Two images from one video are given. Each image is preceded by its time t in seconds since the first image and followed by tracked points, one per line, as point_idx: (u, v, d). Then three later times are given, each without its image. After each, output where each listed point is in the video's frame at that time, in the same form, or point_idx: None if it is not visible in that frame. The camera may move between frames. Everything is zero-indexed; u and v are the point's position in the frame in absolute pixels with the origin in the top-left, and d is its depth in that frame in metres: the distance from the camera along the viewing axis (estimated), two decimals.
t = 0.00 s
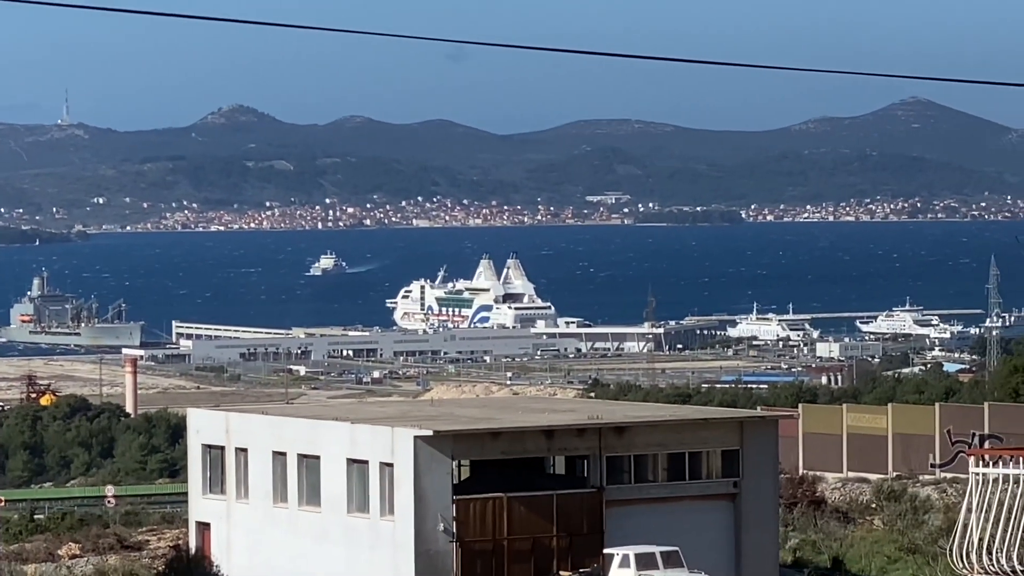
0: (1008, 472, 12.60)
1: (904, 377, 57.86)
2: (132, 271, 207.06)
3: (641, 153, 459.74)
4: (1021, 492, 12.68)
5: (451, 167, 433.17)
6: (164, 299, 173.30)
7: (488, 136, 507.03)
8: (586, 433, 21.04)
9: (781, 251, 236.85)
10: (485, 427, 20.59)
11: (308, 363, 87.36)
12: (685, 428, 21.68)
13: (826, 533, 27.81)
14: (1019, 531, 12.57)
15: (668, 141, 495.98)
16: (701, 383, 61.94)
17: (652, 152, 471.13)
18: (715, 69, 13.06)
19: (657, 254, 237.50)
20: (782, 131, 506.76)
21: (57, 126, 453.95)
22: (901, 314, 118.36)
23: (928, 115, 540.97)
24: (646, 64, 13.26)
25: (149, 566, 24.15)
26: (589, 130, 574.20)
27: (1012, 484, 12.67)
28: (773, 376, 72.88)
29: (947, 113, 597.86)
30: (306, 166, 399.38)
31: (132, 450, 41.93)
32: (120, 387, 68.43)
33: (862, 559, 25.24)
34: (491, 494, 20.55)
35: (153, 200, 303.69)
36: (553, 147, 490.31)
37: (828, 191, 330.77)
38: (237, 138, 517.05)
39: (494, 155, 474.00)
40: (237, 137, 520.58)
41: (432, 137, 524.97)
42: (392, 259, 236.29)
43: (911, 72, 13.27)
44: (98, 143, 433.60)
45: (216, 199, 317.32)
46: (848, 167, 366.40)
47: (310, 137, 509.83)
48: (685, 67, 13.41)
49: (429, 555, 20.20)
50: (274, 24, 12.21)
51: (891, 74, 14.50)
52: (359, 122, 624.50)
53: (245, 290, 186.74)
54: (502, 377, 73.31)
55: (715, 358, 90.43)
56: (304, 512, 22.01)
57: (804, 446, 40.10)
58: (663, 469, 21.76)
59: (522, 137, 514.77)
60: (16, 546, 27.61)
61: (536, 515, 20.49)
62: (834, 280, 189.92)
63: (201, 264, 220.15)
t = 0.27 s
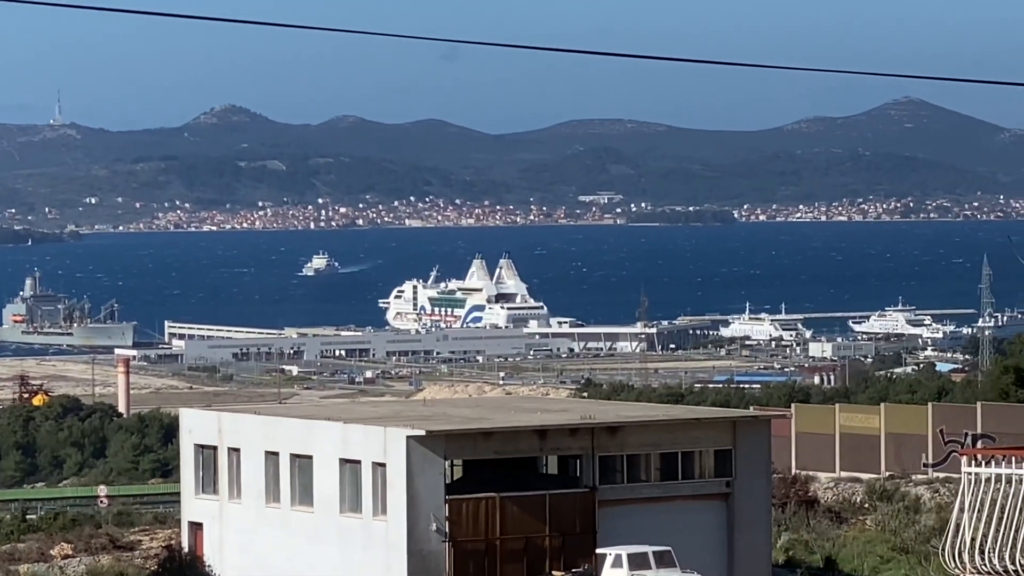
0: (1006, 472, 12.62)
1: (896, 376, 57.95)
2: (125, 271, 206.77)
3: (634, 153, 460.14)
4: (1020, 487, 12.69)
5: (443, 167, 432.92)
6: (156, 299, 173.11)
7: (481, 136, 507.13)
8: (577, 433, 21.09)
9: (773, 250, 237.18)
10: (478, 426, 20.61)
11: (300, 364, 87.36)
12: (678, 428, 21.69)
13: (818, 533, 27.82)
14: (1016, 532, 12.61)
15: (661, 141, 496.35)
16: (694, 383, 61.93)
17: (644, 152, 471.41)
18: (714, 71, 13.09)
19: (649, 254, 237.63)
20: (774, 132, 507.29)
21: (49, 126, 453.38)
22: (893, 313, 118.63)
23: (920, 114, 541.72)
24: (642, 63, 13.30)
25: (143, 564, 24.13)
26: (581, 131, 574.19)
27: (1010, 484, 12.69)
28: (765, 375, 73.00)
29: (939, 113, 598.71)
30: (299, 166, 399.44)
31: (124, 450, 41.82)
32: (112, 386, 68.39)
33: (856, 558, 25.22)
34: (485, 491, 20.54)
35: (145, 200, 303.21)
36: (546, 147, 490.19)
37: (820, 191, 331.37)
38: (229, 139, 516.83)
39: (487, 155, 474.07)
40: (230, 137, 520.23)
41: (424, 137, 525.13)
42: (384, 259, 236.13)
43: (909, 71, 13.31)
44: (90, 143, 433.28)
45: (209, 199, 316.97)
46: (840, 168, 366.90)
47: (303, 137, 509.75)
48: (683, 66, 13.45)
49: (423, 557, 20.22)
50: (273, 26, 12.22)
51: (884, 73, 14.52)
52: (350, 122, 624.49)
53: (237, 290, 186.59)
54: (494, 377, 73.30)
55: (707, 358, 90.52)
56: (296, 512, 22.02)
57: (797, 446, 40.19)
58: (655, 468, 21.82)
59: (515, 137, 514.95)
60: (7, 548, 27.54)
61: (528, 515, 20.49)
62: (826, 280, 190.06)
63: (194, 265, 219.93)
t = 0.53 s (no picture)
0: (1001, 469, 12.62)
1: (889, 375, 58.00)
2: (118, 270, 206.43)
3: (626, 152, 459.83)
4: (1009, 485, 12.75)
5: (436, 165, 431.93)
6: (148, 298, 172.81)
7: (474, 135, 506.71)
8: (571, 431, 21.08)
9: (767, 249, 237.15)
10: (471, 425, 20.62)
11: (292, 362, 87.20)
12: (671, 428, 21.71)
13: (810, 532, 27.84)
14: (1011, 531, 12.62)
15: (654, 140, 496.18)
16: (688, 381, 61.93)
17: (637, 150, 471.19)
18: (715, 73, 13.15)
19: (642, 253, 237.53)
20: (767, 130, 507.30)
21: (41, 124, 452.35)
22: (886, 312, 118.69)
23: (912, 112, 542.11)
24: (637, 61, 13.34)
25: (135, 564, 24.11)
26: (574, 129, 573.44)
27: (1002, 482, 12.72)
28: (758, 374, 72.97)
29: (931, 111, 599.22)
30: (291, 165, 398.64)
31: (116, 449, 41.77)
32: (105, 385, 68.35)
33: (848, 557, 25.26)
34: (478, 491, 20.54)
35: (137, 198, 302.07)
36: (539, 146, 489.90)
37: (813, 189, 331.40)
38: (222, 137, 516.04)
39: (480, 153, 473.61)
40: (223, 137, 519.46)
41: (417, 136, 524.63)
42: (377, 258, 235.58)
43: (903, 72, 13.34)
44: (83, 141, 432.27)
45: (201, 198, 316.28)
46: (833, 166, 366.88)
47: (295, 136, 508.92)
48: (679, 68, 13.52)
49: (413, 555, 20.22)
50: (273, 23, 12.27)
51: (875, 73, 14.53)
52: (344, 120, 623.67)
53: (230, 289, 186.27)
54: (487, 375, 73.23)
55: (700, 356, 90.56)
56: (289, 509, 22.00)
57: (789, 445, 40.19)
58: (648, 467, 21.82)
59: (507, 136, 514.58)
60: None
61: (520, 514, 20.52)
62: (819, 278, 189.92)
63: (187, 264, 219.54)
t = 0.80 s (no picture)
0: (991, 466, 10.85)
1: (881, 371, 58.07)
2: (110, 266, 206.27)
3: (619, 148, 460.15)
4: (1001, 485, 10.99)
5: (428, 161, 432.19)
6: (140, 294, 172.62)
7: (467, 131, 506.74)
8: (563, 428, 21.10)
9: (759, 245, 237.43)
10: (463, 422, 20.62)
11: (285, 358, 87.21)
12: (663, 425, 21.74)
13: (802, 528, 27.84)
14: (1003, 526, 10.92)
15: (646, 136, 496.63)
16: (679, 378, 61.97)
17: (630, 146, 471.56)
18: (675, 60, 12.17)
19: (634, 250, 237.68)
20: (760, 126, 507.86)
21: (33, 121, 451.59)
22: (878, 308, 118.87)
23: (904, 108, 543.01)
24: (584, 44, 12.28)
25: (127, 560, 24.15)
26: (567, 125, 573.80)
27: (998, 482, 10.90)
28: (750, 371, 73.09)
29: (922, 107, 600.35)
30: (284, 161, 398.39)
31: (109, 445, 41.75)
32: (97, 381, 68.34)
33: (841, 553, 25.31)
34: (470, 487, 20.56)
35: (130, 194, 301.79)
36: (531, 142, 490.05)
37: (805, 186, 332.03)
38: (215, 134, 515.73)
39: (473, 149, 473.58)
40: (215, 133, 519.02)
41: (409, 133, 524.74)
42: (368, 254, 235.51)
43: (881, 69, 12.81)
44: (75, 138, 431.63)
45: (194, 194, 316.02)
46: (825, 162, 367.44)
47: (287, 132, 508.47)
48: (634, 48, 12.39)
49: (406, 550, 20.21)
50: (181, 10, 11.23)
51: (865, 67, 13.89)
52: (336, 117, 623.23)
53: (222, 285, 186.20)
54: (479, 372, 73.19)
55: (693, 352, 90.60)
56: (280, 507, 22.02)
57: (781, 441, 40.24)
58: (641, 463, 21.82)
59: (500, 132, 514.69)
60: None
61: (513, 510, 20.53)
62: (810, 275, 190.18)
63: (180, 260, 219.36)
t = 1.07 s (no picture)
0: (997, 464, 10.51)
1: (873, 367, 58.02)
2: (103, 262, 205.73)
3: (611, 143, 459.73)
4: (999, 484, 10.64)
5: (420, 157, 432.16)
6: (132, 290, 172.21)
7: (459, 127, 506.03)
8: (555, 424, 21.12)
9: (752, 241, 237.36)
10: (455, 417, 20.65)
11: (277, 354, 87.05)
12: (654, 421, 21.77)
13: (794, 523, 27.89)
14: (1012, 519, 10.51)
15: (639, 132, 496.22)
16: (673, 373, 61.89)
17: (622, 141, 471.16)
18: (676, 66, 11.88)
19: (627, 245, 237.48)
20: (753, 122, 507.60)
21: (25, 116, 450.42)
22: (871, 304, 118.83)
23: (896, 103, 543.25)
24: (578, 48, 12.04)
25: (118, 556, 24.16)
26: (559, 120, 573.52)
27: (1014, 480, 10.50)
28: (743, 366, 73.01)
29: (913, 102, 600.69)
30: (276, 156, 397.65)
31: (101, 441, 41.69)
32: (89, 377, 68.22)
33: (832, 549, 25.38)
34: (463, 484, 20.58)
35: (122, 189, 301.47)
36: (523, 138, 489.51)
37: (798, 182, 331.92)
38: (207, 129, 514.72)
39: (465, 145, 472.76)
40: (207, 129, 518.00)
41: (402, 128, 523.90)
42: (361, 250, 235.36)
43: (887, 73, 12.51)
44: (67, 133, 430.62)
45: (186, 190, 315.08)
46: (818, 157, 367.19)
47: (279, 128, 507.41)
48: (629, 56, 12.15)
49: (399, 547, 20.25)
50: (146, 5, 10.72)
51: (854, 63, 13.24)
52: (329, 112, 622.55)
53: (215, 281, 185.83)
54: (472, 369, 73.06)
55: (685, 348, 90.54)
56: (274, 502, 22.07)
57: (774, 438, 40.25)
58: (632, 460, 21.86)
59: (492, 128, 514.05)
60: None
61: (505, 507, 20.55)
62: (803, 270, 190.19)
63: (172, 256, 218.81)
